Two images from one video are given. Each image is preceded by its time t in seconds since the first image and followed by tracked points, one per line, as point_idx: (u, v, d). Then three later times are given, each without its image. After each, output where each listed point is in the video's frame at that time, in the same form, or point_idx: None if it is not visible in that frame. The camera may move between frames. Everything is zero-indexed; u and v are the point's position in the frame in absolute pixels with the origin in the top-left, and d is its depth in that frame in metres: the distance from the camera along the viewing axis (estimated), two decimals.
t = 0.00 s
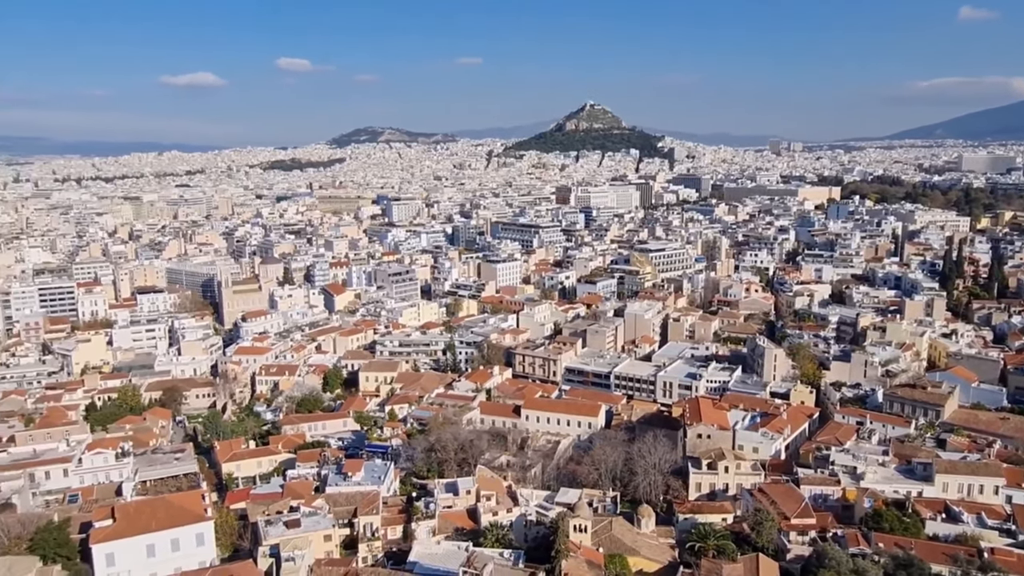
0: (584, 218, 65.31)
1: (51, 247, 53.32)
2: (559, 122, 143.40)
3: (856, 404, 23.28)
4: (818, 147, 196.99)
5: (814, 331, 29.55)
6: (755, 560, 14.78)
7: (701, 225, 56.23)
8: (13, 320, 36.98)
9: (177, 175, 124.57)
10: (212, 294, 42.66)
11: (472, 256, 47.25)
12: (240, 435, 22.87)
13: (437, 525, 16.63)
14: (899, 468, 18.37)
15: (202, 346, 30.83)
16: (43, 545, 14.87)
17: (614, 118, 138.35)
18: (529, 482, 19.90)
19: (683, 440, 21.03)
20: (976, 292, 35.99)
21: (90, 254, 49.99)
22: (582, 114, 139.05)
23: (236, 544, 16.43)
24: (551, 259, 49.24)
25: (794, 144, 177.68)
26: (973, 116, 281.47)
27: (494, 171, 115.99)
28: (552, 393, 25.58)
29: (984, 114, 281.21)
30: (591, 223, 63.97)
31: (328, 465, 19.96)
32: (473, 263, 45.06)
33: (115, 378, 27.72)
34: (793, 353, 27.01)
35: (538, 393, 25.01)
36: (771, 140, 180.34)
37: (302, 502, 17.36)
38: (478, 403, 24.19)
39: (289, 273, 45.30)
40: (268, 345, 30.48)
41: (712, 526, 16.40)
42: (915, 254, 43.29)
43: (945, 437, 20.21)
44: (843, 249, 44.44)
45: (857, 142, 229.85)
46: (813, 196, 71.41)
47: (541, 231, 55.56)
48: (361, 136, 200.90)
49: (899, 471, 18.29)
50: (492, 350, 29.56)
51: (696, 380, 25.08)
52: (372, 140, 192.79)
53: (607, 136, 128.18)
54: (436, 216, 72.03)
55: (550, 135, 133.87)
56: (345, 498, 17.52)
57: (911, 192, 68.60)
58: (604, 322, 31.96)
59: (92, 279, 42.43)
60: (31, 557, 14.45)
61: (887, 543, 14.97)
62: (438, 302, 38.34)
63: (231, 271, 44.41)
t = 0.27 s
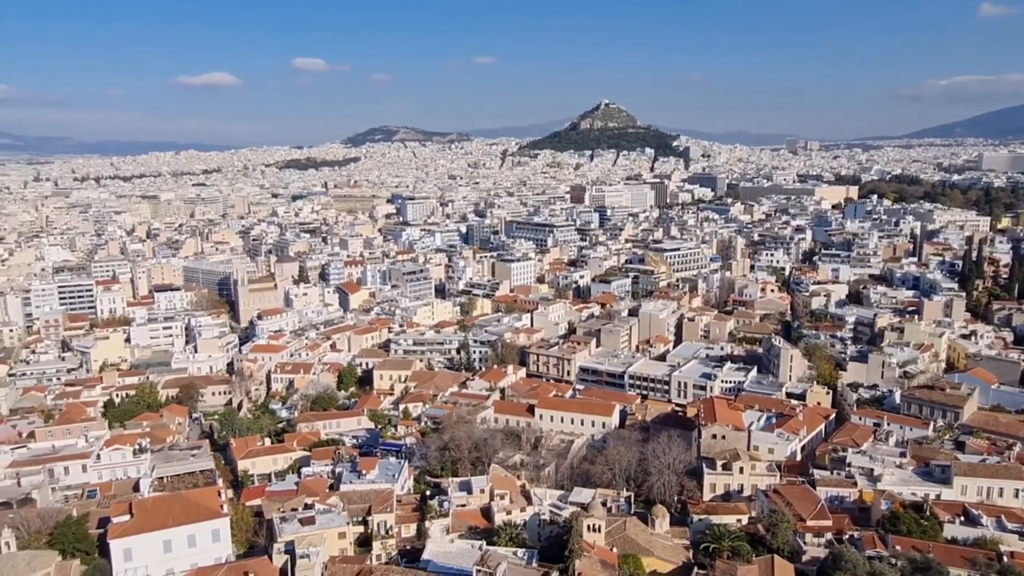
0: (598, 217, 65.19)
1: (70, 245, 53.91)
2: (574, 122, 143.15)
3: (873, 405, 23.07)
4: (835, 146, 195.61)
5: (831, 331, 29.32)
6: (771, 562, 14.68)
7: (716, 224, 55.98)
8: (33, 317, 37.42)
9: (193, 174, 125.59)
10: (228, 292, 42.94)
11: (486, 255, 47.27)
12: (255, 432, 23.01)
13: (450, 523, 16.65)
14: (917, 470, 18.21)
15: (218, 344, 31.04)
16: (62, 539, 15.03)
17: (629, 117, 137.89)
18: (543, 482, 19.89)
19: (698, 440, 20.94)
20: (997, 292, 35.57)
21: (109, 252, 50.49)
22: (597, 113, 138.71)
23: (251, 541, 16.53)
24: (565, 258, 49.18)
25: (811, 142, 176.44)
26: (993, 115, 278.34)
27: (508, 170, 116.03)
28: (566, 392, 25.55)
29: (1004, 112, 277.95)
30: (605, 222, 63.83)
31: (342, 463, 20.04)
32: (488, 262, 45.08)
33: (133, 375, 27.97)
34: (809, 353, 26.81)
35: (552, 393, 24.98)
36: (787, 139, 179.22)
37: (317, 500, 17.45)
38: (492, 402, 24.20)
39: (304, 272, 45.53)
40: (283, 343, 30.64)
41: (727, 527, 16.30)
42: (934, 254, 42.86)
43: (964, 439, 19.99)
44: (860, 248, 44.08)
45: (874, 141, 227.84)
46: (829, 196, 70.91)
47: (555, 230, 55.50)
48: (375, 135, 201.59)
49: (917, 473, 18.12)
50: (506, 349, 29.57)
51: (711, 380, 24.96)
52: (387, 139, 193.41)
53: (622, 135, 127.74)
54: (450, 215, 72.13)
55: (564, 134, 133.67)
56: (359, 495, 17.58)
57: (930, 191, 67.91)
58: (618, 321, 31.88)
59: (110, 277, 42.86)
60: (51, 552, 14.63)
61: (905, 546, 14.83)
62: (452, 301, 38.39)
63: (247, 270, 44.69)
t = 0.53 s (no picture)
0: (611, 217, 65.07)
1: (87, 244, 54.44)
2: (587, 121, 142.87)
3: (889, 406, 22.89)
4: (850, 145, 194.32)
5: (846, 332, 29.13)
6: (784, 564, 14.60)
7: (730, 224, 55.73)
8: (51, 315, 37.82)
9: (208, 173, 126.52)
10: (242, 291, 43.19)
11: (499, 254, 47.27)
12: (269, 430, 23.13)
13: (463, 522, 16.65)
14: (933, 472, 18.05)
15: (232, 342, 31.22)
16: (79, 535, 15.17)
17: (642, 116, 137.47)
18: (555, 481, 19.89)
19: (711, 441, 20.85)
20: (1015, 293, 35.19)
21: (125, 251, 50.93)
22: (610, 113, 138.37)
23: (265, 538, 16.62)
24: (578, 258, 49.11)
25: (827, 142, 175.30)
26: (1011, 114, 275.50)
27: (521, 170, 116.02)
28: (578, 392, 25.53)
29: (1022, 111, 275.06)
30: (618, 222, 63.69)
31: (355, 462, 20.12)
32: (500, 262, 45.10)
33: (149, 373, 28.20)
34: (824, 354, 26.64)
35: (565, 392, 24.96)
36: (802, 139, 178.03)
37: (330, 498, 17.51)
38: (505, 401, 24.21)
39: (317, 271, 45.71)
40: (297, 342, 30.79)
41: (740, 528, 16.23)
42: (950, 254, 42.49)
43: (982, 441, 19.79)
44: (876, 248, 43.76)
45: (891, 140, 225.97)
46: (845, 195, 70.46)
47: (568, 230, 55.45)
48: (388, 135, 202.19)
49: (933, 475, 17.97)
50: (518, 348, 29.59)
51: (724, 380, 24.85)
52: (400, 139, 193.94)
53: (635, 135, 127.30)
54: (463, 214, 72.20)
55: (577, 133, 133.44)
56: (372, 494, 17.63)
57: (947, 190, 67.30)
58: (631, 321, 31.81)
59: (127, 276, 43.22)
60: (68, 547, 14.78)
61: (920, 548, 14.71)
62: (464, 300, 38.45)
63: (261, 269, 44.93)
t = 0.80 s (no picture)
0: (627, 217, 64.87)
1: (107, 243, 55.01)
2: (603, 120, 142.50)
3: (908, 408, 22.64)
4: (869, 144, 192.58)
5: (864, 333, 28.86)
6: (801, 566, 14.48)
7: (747, 224, 55.40)
8: (72, 313, 38.26)
9: (226, 173, 127.53)
10: (260, 289, 43.46)
11: (514, 254, 47.27)
12: (285, 428, 23.26)
13: (478, 521, 16.65)
14: (953, 476, 17.84)
15: (249, 341, 31.44)
16: (99, 531, 15.33)
17: (658, 116, 136.88)
18: (570, 481, 19.85)
19: (727, 442, 20.73)
20: None
21: (144, 250, 51.42)
22: (626, 112, 137.89)
23: (281, 535, 16.71)
24: (594, 257, 49.00)
25: (846, 141, 173.77)
26: None
27: (537, 169, 115.99)
28: (594, 392, 25.47)
29: None
30: (634, 221, 63.50)
31: (371, 460, 20.19)
32: (516, 261, 45.10)
33: (167, 371, 28.45)
34: (842, 355, 26.40)
35: (580, 392, 24.91)
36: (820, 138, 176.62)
37: (346, 496, 17.58)
38: (520, 401, 24.20)
39: (333, 270, 45.92)
40: (313, 341, 30.95)
41: (756, 530, 16.12)
42: (972, 254, 41.99)
43: (1003, 444, 19.54)
44: (895, 248, 43.35)
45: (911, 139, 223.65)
46: (864, 195, 69.85)
47: (583, 229, 55.34)
48: (404, 134, 202.78)
49: (953, 478, 17.76)
50: (534, 348, 29.57)
51: (741, 381, 24.69)
52: (416, 138, 194.49)
53: (652, 134, 126.71)
54: (479, 214, 72.26)
55: (593, 132, 133.11)
56: (387, 492, 17.70)
57: (969, 190, 66.52)
58: (647, 321, 31.69)
59: (146, 274, 43.63)
60: (88, 543, 14.94)
61: (940, 552, 14.53)
62: (480, 299, 38.48)
63: (278, 268, 45.20)
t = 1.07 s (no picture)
0: (647, 218, 64.58)
1: (131, 241, 55.68)
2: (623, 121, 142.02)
3: (932, 413, 22.32)
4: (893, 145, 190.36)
5: (888, 337, 28.50)
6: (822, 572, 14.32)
7: (768, 225, 54.94)
8: (97, 311, 38.77)
9: (248, 172, 128.65)
10: (280, 288, 43.75)
11: (533, 254, 47.22)
12: (305, 427, 23.39)
13: (495, 522, 16.65)
14: (979, 482, 17.57)
15: (270, 339, 31.67)
16: (122, 525, 15.52)
17: (679, 117, 136.15)
18: (588, 483, 19.78)
19: (747, 445, 20.56)
20: None
21: (167, 248, 51.98)
22: (646, 113, 137.31)
23: (300, 533, 16.81)
24: (613, 258, 48.83)
25: (869, 142, 171.86)
26: None
27: (556, 170, 115.86)
28: (612, 393, 25.37)
29: None
30: (654, 222, 63.23)
31: (389, 459, 20.24)
32: (535, 262, 45.06)
33: (189, 368, 28.72)
34: (865, 359, 26.09)
35: (598, 394, 24.82)
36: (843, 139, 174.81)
37: (364, 495, 17.65)
38: (538, 402, 24.15)
39: (353, 270, 46.16)
40: (333, 340, 31.11)
41: (776, 534, 15.96)
42: (998, 257, 41.34)
43: None
44: (920, 251, 42.78)
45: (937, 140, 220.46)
46: (888, 196, 69.06)
47: (603, 230, 55.20)
48: (425, 134, 203.48)
49: (978, 485, 17.49)
50: (552, 349, 29.51)
51: (761, 384, 24.46)
52: (436, 139, 195.09)
53: (672, 134, 125.99)
54: (498, 214, 72.30)
55: (614, 133, 132.68)
56: (405, 492, 17.74)
57: (996, 192, 65.52)
58: (666, 323, 31.52)
59: (169, 273, 44.09)
60: (111, 537, 15.11)
61: (964, 560, 14.31)
62: (499, 300, 38.48)
63: (298, 267, 45.50)
